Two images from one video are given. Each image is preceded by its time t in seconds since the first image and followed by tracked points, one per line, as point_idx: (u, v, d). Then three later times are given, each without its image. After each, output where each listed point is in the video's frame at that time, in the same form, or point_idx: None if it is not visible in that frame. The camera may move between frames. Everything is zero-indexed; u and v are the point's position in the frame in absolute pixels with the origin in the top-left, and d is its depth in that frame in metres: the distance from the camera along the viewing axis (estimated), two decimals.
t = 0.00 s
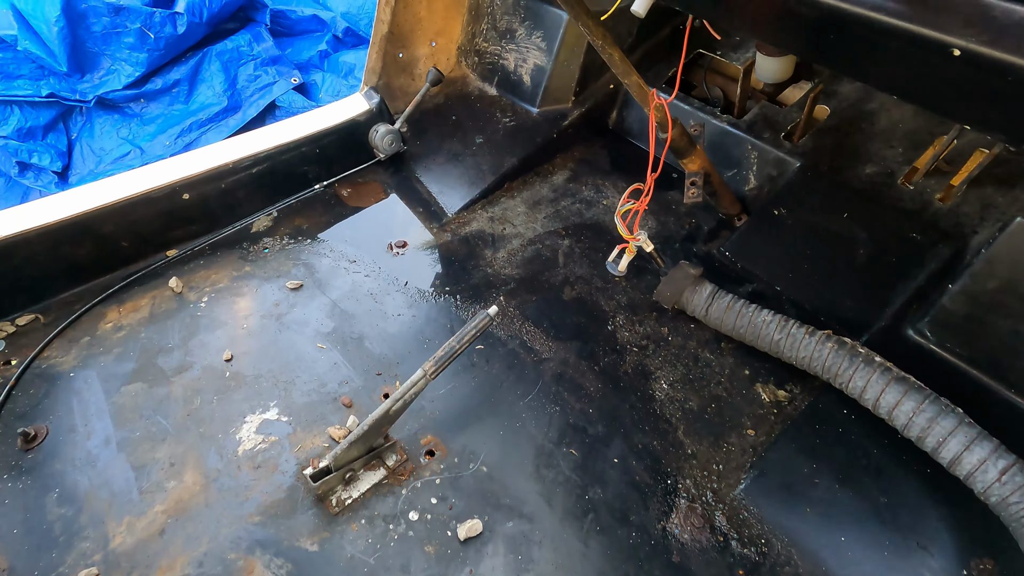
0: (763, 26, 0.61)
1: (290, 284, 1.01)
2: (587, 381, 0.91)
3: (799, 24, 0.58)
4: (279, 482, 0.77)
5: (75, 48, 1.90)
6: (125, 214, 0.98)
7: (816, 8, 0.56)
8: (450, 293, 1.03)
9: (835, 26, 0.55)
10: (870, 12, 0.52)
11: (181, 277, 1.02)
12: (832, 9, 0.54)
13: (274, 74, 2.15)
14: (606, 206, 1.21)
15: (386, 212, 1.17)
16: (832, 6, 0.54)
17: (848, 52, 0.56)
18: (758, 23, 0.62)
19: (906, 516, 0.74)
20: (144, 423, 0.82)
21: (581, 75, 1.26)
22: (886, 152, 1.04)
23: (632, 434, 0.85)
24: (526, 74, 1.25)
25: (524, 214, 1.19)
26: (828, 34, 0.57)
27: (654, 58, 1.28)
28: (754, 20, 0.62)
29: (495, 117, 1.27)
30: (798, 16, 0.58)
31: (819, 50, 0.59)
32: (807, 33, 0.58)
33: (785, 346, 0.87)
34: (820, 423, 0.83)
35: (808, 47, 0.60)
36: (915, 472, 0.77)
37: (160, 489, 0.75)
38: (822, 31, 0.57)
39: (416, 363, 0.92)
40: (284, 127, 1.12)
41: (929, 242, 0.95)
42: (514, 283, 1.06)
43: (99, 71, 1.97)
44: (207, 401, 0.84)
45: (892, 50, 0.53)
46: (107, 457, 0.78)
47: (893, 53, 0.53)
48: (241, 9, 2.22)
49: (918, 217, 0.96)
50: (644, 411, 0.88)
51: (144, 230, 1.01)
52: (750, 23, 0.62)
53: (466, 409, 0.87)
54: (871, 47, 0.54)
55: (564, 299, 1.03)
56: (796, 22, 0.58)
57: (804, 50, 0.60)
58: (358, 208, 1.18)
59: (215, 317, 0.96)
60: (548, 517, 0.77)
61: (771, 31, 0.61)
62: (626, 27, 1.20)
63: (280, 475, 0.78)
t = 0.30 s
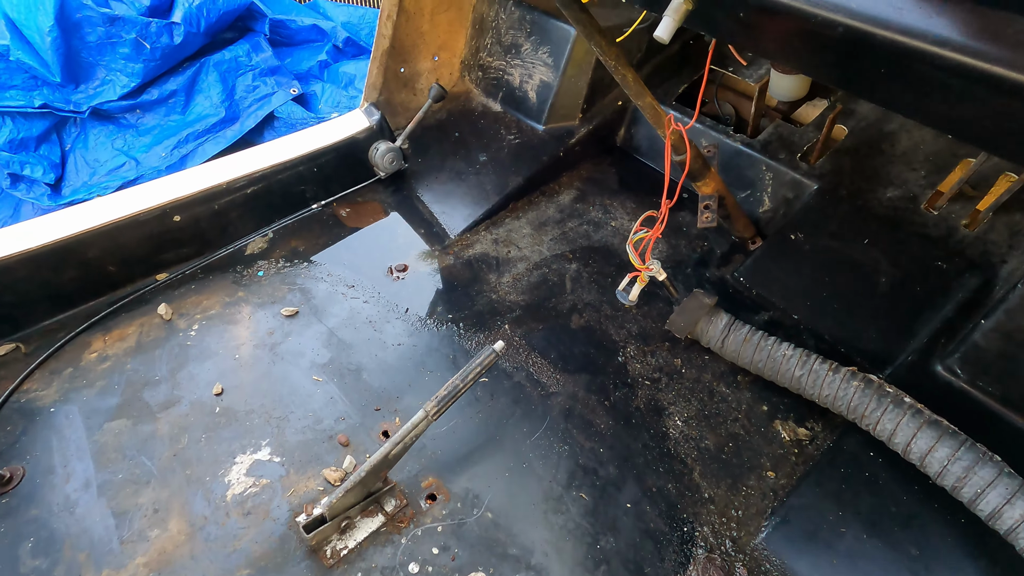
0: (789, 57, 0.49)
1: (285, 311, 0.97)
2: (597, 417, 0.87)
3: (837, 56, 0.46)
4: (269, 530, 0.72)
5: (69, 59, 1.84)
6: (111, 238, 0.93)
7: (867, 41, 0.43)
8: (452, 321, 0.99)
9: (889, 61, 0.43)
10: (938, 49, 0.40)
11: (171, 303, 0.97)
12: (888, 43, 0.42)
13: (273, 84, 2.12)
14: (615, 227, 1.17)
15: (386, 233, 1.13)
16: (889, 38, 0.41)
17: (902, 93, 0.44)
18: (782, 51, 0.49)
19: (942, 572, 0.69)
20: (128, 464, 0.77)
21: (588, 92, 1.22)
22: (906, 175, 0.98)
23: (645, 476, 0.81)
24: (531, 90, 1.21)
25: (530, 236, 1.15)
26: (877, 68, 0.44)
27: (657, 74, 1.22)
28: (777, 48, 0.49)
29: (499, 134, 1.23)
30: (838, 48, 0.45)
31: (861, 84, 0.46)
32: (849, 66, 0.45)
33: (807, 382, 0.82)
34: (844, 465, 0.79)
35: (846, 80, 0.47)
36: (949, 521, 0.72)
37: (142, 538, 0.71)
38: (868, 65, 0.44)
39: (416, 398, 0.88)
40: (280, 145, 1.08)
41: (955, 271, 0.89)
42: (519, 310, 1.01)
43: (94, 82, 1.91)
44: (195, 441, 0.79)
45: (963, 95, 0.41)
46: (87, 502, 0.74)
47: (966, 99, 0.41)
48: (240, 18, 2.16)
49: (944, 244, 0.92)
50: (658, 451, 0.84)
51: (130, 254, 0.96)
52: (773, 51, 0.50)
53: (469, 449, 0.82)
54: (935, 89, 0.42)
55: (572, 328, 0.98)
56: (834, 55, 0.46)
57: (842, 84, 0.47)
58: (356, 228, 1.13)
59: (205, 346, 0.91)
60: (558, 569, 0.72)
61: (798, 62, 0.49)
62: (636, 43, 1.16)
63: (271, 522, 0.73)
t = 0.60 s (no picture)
0: (813, 87, 0.48)
1: (293, 328, 0.96)
2: (609, 437, 0.86)
3: (864, 88, 0.45)
4: (279, 553, 0.72)
5: (76, 69, 1.83)
6: (120, 254, 0.93)
7: (896, 75, 0.42)
8: (462, 338, 0.98)
9: (919, 94, 0.42)
10: (973, 86, 0.39)
11: (179, 319, 0.97)
12: (919, 78, 0.41)
13: (278, 94, 2.12)
14: (624, 242, 1.17)
15: (394, 248, 1.12)
16: (921, 73, 0.40)
17: (931, 126, 0.43)
18: (806, 78, 0.48)
19: None
20: (137, 485, 0.76)
21: (597, 107, 1.21)
22: (919, 193, 0.98)
23: (658, 499, 0.80)
24: (539, 105, 1.21)
25: (539, 251, 1.15)
26: (903, 100, 0.43)
27: (666, 88, 1.22)
28: (800, 76, 0.48)
29: (508, 148, 1.22)
30: (865, 80, 0.44)
31: (887, 115, 0.45)
32: (875, 98, 0.44)
33: (821, 404, 0.81)
34: (860, 488, 0.78)
35: (872, 110, 0.46)
36: (967, 547, 0.71)
37: (151, 562, 0.70)
38: (895, 97, 0.43)
39: (426, 417, 0.87)
40: (289, 159, 1.08)
41: (969, 289, 0.89)
42: (529, 327, 1.01)
43: (100, 92, 1.91)
44: (204, 461, 0.79)
45: (996, 130, 0.40)
46: (95, 524, 0.73)
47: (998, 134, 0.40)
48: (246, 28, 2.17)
49: (956, 263, 0.92)
50: (670, 472, 0.83)
51: (139, 270, 0.96)
52: (796, 79, 0.49)
53: (480, 470, 0.81)
54: (966, 124, 0.41)
55: (583, 346, 0.98)
56: (860, 86, 0.45)
57: (867, 114, 0.46)
58: (365, 242, 1.13)
59: (213, 364, 0.90)
60: None
61: (821, 91, 0.48)
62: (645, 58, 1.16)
63: (281, 546, 0.72)
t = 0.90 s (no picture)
0: (829, 82, 0.48)
1: (297, 327, 0.96)
2: (615, 438, 0.85)
3: (881, 82, 0.44)
4: (282, 553, 0.71)
5: (80, 69, 1.84)
6: (124, 251, 0.92)
7: (914, 68, 0.41)
8: (467, 338, 0.98)
9: (937, 88, 0.41)
10: (995, 79, 0.38)
11: (182, 317, 0.96)
12: (939, 71, 0.40)
13: (281, 96, 2.12)
14: (629, 244, 1.16)
15: (399, 248, 1.12)
16: (941, 66, 0.40)
17: (949, 121, 0.42)
18: (822, 74, 0.48)
19: None
20: (138, 483, 0.75)
21: (603, 108, 1.21)
22: (925, 195, 0.99)
23: (665, 500, 0.79)
24: (545, 105, 1.21)
25: (543, 252, 1.14)
26: (920, 94, 0.43)
27: (672, 90, 1.22)
28: (815, 71, 0.48)
29: (513, 149, 1.22)
30: (882, 74, 0.43)
31: (904, 110, 0.45)
32: (893, 93, 0.44)
33: (829, 406, 0.80)
34: (869, 491, 0.77)
35: (889, 104, 0.45)
36: (978, 551, 0.70)
37: (152, 561, 0.69)
38: (913, 91, 0.43)
39: (431, 416, 0.86)
40: (294, 158, 1.07)
41: (977, 291, 0.89)
42: (534, 327, 1.00)
43: (104, 92, 1.91)
44: (206, 460, 0.78)
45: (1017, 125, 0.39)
46: (96, 522, 0.72)
47: (1019, 128, 0.39)
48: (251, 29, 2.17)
49: (964, 265, 0.91)
50: (677, 473, 0.82)
51: (143, 267, 0.96)
52: (812, 74, 0.48)
53: (485, 470, 0.81)
54: (986, 117, 0.40)
55: (588, 346, 0.97)
56: (877, 80, 0.44)
57: (884, 108, 0.46)
58: (369, 242, 1.12)
59: (216, 362, 0.90)
60: None
61: (837, 87, 0.47)
62: (650, 59, 1.16)
63: (284, 545, 0.71)
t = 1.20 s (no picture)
0: (807, 98, 0.48)
1: (289, 333, 0.96)
2: (603, 446, 0.86)
3: (855, 99, 0.45)
4: (269, 558, 0.71)
5: (79, 74, 1.85)
6: (117, 257, 0.93)
7: (885, 87, 0.42)
8: (458, 345, 0.98)
9: (908, 106, 0.42)
10: (960, 98, 0.39)
11: (174, 322, 0.97)
12: (908, 89, 0.41)
13: (279, 101, 2.14)
14: (621, 251, 1.17)
15: (391, 254, 1.13)
16: (909, 85, 0.41)
17: (920, 138, 0.43)
18: (799, 90, 0.48)
19: None
20: (127, 489, 0.76)
21: (596, 117, 1.22)
22: (913, 205, 0.99)
23: (651, 508, 0.80)
24: (538, 114, 1.22)
25: (535, 259, 1.15)
26: (893, 112, 0.43)
27: (665, 99, 1.23)
28: (792, 87, 0.48)
29: (506, 156, 1.23)
30: (856, 92, 0.44)
31: (879, 126, 0.45)
32: (867, 109, 0.45)
33: (815, 414, 0.81)
34: (854, 500, 0.78)
35: (864, 121, 0.46)
36: (961, 560, 0.70)
37: (139, 566, 0.70)
38: (885, 108, 0.43)
39: (420, 423, 0.87)
40: (288, 165, 1.08)
41: (964, 301, 0.89)
42: (525, 334, 1.01)
43: (102, 97, 1.92)
44: (196, 465, 0.78)
45: (986, 142, 0.39)
46: (84, 527, 0.72)
47: (986, 146, 0.40)
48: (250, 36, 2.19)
49: (951, 275, 0.92)
50: (664, 481, 0.83)
51: (137, 273, 0.96)
52: (790, 91, 0.49)
53: (473, 476, 0.81)
54: (955, 135, 0.41)
55: (578, 353, 0.98)
56: (851, 98, 0.45)
57: (860, 125, 0.47)
58: (362, 248, 1.13)
59: (208, 367, 0.90)
60: None
61: (814, 103, 0.48)
62: (643, 69, 1.17)
63: (271, 551, 0.72)
